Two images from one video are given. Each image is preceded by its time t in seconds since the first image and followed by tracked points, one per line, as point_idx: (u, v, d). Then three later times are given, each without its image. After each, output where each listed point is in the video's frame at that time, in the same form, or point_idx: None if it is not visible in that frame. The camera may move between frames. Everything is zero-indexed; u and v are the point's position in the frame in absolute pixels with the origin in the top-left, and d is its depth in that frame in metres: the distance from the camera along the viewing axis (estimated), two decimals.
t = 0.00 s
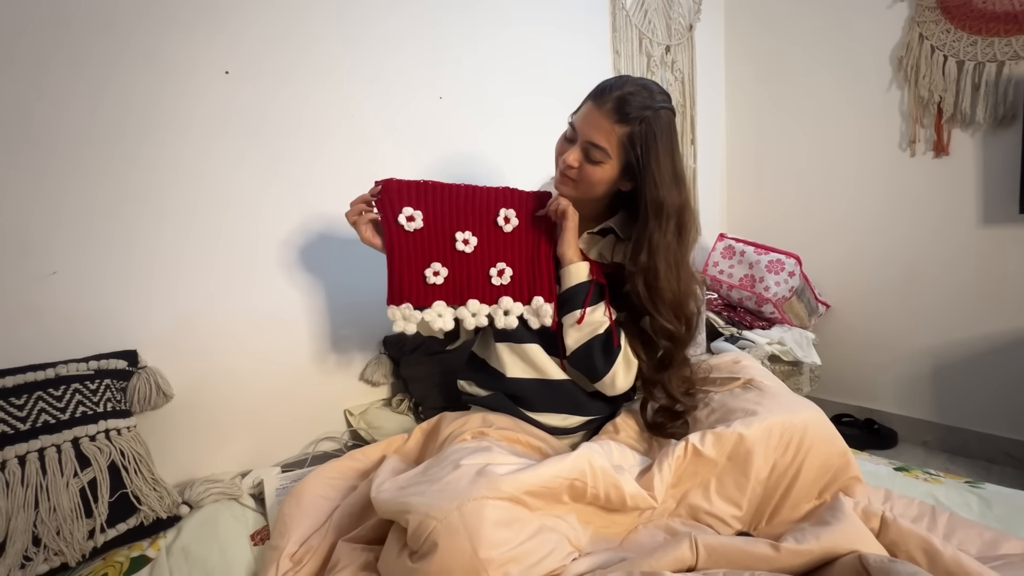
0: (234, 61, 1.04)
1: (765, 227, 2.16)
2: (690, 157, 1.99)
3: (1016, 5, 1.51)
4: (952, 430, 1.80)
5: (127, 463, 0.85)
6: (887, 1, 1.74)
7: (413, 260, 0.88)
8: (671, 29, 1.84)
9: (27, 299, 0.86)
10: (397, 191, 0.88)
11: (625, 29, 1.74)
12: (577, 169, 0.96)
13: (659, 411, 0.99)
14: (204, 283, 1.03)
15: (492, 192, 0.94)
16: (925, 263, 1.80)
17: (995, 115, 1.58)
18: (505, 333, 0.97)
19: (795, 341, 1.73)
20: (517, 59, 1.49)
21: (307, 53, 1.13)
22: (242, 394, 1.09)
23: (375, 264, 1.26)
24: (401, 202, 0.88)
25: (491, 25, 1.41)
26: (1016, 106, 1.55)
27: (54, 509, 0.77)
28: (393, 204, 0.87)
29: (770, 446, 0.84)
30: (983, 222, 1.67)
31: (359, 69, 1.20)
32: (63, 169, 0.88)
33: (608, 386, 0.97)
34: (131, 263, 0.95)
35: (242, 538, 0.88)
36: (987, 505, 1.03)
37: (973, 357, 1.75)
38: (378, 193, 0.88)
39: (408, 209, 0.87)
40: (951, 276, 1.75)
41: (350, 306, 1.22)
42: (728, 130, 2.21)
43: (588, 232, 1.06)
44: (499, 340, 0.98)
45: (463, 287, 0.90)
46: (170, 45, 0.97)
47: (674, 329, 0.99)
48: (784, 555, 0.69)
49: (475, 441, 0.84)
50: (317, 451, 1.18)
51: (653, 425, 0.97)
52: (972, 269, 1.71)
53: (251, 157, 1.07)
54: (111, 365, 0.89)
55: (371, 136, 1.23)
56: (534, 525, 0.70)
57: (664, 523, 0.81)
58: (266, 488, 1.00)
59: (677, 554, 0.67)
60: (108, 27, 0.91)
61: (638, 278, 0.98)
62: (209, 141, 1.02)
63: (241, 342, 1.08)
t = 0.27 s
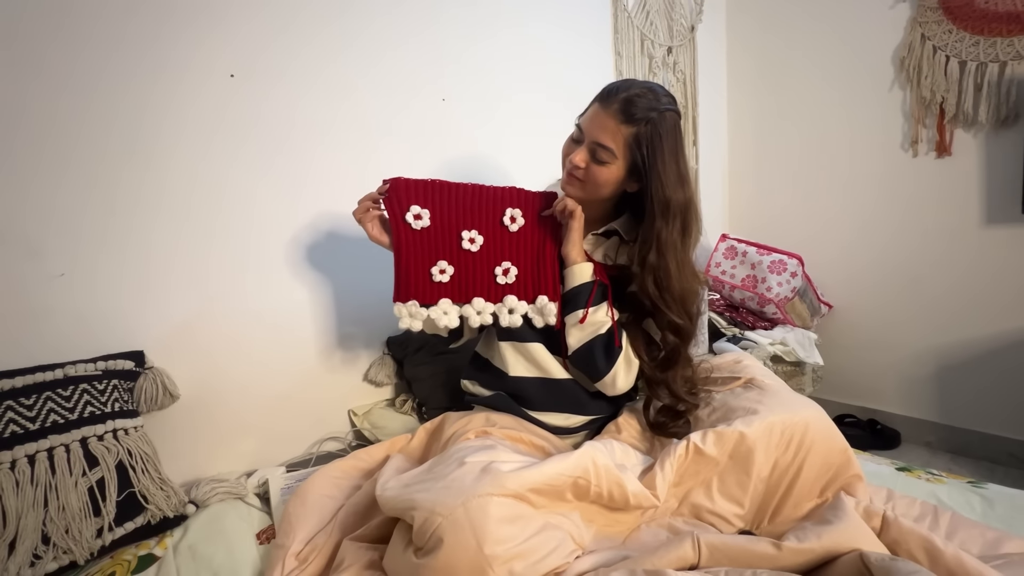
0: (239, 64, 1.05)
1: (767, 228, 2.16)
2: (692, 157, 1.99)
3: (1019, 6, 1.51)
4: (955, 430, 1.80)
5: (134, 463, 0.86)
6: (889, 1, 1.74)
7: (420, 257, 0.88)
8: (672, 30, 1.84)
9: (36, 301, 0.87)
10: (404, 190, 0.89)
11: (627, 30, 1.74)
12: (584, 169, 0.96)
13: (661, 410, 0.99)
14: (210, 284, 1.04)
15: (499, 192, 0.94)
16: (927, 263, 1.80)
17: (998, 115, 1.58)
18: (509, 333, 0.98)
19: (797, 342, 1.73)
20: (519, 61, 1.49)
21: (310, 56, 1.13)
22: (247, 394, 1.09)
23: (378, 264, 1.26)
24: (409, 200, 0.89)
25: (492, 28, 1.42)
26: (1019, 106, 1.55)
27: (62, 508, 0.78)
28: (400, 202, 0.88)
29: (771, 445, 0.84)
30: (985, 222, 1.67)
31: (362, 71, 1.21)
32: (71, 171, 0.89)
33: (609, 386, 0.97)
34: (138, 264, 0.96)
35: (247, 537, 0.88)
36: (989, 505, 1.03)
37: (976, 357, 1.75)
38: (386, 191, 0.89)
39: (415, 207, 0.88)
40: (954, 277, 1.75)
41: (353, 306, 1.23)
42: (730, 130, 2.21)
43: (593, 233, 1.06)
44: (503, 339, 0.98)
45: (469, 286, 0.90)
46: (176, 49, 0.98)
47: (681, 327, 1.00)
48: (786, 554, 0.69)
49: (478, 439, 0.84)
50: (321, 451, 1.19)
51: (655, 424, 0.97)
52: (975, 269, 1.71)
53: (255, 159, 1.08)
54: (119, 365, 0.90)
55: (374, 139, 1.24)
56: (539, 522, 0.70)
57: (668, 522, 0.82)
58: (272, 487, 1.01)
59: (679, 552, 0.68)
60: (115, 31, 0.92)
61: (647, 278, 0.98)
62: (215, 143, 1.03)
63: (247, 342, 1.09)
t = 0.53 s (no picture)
0: (239, 66, 1.05)
1: (767, 229, 2.16)
2: (692, 158, 1.99)
3: (1018, 7, 1.51)
4: (955, 431, 1.80)
5: (134, 465, 0.85)
6: (888, 2, 1.74)
7: (422, 258, 0.88)
8: (672, 31, 1.84)
9: (36, 303, 0.87)
10: (407, 190, 0.89)
11: (626, 31, 1.74)
12: (588, 170, 0.97)
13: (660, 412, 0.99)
14: (210, 285, 1.03)
15: (502, 193, 0.94)
16: (927, 264, 1.80)
17: (997, 116, 1.58)
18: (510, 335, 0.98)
19: (798, 343, 1.73)
20: (519, 62, 1.49)
21: (310, 57, 1.13)
22: (247, 396, 1.09)
23: (378, 265, 1.26)
24: (412, 201, 0.89)
25: (492, 29, 1.42)
26: (1018, 107, 1.55)
27: (63, 510, 0.78)
28: (403, 202, 0.88)
29: (771, 445, 0.84)
30: (985, 223, 1.67)
31: (362, 72, 1.21)
32: (72, 173, 0.89)
33: (609, 388, 0.97)
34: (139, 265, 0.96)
35: (248, 539, 0.88)
36: (991, 506, 1.03)
37: (977, 358, 1.75)
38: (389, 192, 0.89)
39: (418, 208, 0.88)
40: (954, 278, 1.75)
41: (353, 308, 1.22)
42: (730, 131, 2.21)
43: (594, 236, 1.06)
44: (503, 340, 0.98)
45: (471, 287, 0.90)
46: (176, 51, 0.98)
47: (681, 329, 1.00)
48: (787, 555, 0.69)
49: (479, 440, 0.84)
50: (322, 453, 1.19)
51: (654, 426, 0.97)
52: (975, 270, 1.71)
53: (255, 161, 1.08)
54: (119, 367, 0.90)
55: (375, 140, 1.24)
56: (540, 523, 0.70)
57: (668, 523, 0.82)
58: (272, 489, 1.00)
59: (680, 553, 0.67)
60: (115, 33, 0.92)
61: (648, 280, 0.98)
62: (216, 145, 1.03)
63: (247, 344, 1.09)
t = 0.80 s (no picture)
0: (241, 70, 1.05)
1: (768, 230, 2.16)
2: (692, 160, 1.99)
3: (1017, 8, 1.51)
4: (957, 433, 1.80)
5: (136, 467, 0.86)
6: (888, 4, 1.75)
7: (417, 264, 0.89)
8: (672, 33, 1.85)
9: (40, 306, 0.88)
10: (397, 196, 0.88)
11: (627, 34, 1.75)
12: (613, 171, 0.97)
13: (664, 412, 0.99)
14: (211, 288, 1.04)
15: (496, 189, 0.92)
16: (928, 266, 1.80)
17: (997, 117, 1.58)
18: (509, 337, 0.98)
19: (798, 345, 1.73)
20: (520, 65, 1.50)
21: (311, 61, 1.14)
22: (249, 398, 1.10)
23: (379, 268, 1.26)
24: (403, 207, 0.88)
25: (492, 32, 1.42)
26: (1018, 109, 1.55)
27: (66, 512, 0.79)
28: (394, 208, 0.88)
29: (771, 447, 0.84)
30: (986, 224, 1.67)
31: (363, 75, 1.21)
32: (75, 177, 0.90)
33: (608, 390, 0.97)
34: (142, 268, 0.96)
35: (250, 541, 0.89)
36: (991, 508, 1.03)
37: (978, 359, 1.75)
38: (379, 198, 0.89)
39: (409, 214, 0.88)
40: (955, 279, 1.75)
41: (354, 310, 1.23)
42: (731, 133, 2.22)
43: (601, 239, 1.07)
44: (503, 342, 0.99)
45: (467, 290, 0.91)
46: (180, 56, 0.98)
47: (687, 325, 1.03)
48: (786, 557, 0.69)
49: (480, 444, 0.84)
50: (323, 455, 1.19)
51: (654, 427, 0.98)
52: (976, 271, 1.71)
53: (256, 163, 1.08)
54: (122, 370, 0.91)
55: (376, 143, 1.24)
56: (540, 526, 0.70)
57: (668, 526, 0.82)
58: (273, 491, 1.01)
59: (680, 556, 0.68)
60: (118, 38, 0.92)
61: (659, 274, 1.04)
62: (216, 146, 1.03)
63: (249, 346, 1.09)
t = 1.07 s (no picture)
0: (242, 71, 1.05)
1: (768, 230, 2.16)
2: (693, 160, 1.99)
3: (1018, 8, 1.51)
4: (958, 433, 1.80)
5: (137, 468, 0.86)
6: (888, 4, 1.74)
7: (422, 258, 0.89)
8: (672, 34, 1.84)
9: (41, 307, 0.88)
10: (398, 190, 0.88)
11: (627, 34, 1.75)
12: (621, 172, 0.97)
13: (668, 407, 1.00)
14: (213, 288, 1.04)
15: (499, 180, 0.92)
16: (929, 265, 1.79)
17: (998, 117, 1.58)
18: (509, 333, 0.98)
19: (799, 344, 1.73)
20: (520, 66, 1.50)
21: (311, 62, 1.14)
22: (250, 398, 1.10)
23: (379, 268, 1.26)
24: (405, 201, 0.88)
25: (493, 33, 1.42)
26: (1019, 108, 1.55)
27: (67, 512, 0.79)
28: (396, 203, 0.88)
29: (772, 446, 0.84)
30: (987, 224, 1.67)
31: (364, 76, 1.21)
32: (76, 177, 0.90)
33: (606, 386, 0.97)
34: (144, 267, 0.97)
35: (251, 541, 0.89)
36: (993, 507, 1.03)
37: (979, 359, 1.74)
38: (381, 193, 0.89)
39: (411, 208, 0.87)
40: (956, 279, 1.75)
41: (355, 311, 1.23)
42: (731, 133, 2.21)
43: (604, 238, 1.07)
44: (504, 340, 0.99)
45: (474, 282, 0.90)
46: (181, 56, 0.98)
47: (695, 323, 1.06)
48: (788, 557, 0.69)
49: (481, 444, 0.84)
50: (323, 455, 1.19)
51: (656, 424, 0.98)
52: (977, 271, 1.71)
53: (257, 164, 1.08)
54: (123, 370, 0.91)
55: (376, 143, 1.24)
56: (541, 526, 0.70)
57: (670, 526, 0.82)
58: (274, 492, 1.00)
59: (681, 556, 0.67)
60: (119, 38, 0.92)
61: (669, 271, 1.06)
62: (218, 146, 1.03)
63: (250, 345, 1.09)
